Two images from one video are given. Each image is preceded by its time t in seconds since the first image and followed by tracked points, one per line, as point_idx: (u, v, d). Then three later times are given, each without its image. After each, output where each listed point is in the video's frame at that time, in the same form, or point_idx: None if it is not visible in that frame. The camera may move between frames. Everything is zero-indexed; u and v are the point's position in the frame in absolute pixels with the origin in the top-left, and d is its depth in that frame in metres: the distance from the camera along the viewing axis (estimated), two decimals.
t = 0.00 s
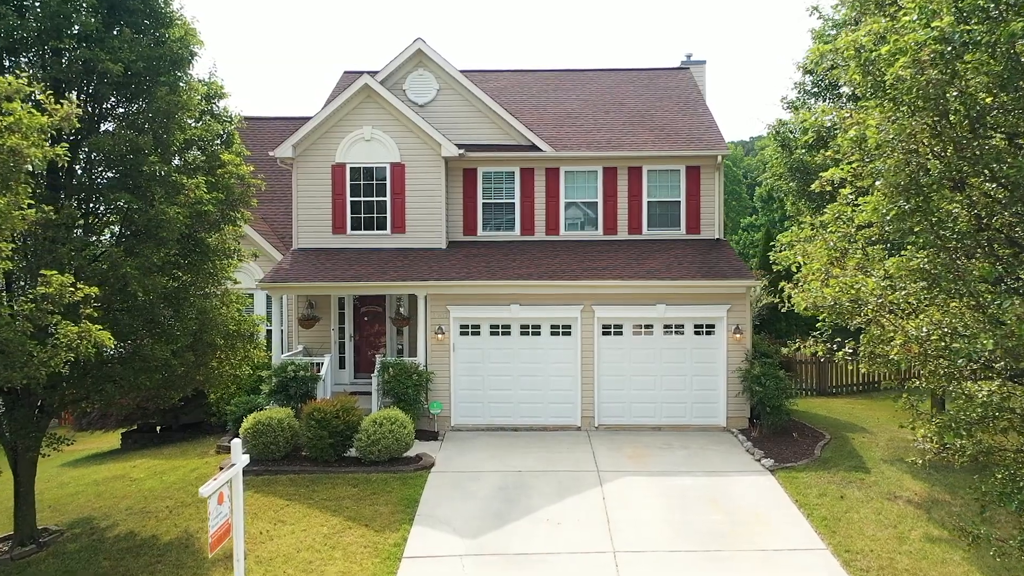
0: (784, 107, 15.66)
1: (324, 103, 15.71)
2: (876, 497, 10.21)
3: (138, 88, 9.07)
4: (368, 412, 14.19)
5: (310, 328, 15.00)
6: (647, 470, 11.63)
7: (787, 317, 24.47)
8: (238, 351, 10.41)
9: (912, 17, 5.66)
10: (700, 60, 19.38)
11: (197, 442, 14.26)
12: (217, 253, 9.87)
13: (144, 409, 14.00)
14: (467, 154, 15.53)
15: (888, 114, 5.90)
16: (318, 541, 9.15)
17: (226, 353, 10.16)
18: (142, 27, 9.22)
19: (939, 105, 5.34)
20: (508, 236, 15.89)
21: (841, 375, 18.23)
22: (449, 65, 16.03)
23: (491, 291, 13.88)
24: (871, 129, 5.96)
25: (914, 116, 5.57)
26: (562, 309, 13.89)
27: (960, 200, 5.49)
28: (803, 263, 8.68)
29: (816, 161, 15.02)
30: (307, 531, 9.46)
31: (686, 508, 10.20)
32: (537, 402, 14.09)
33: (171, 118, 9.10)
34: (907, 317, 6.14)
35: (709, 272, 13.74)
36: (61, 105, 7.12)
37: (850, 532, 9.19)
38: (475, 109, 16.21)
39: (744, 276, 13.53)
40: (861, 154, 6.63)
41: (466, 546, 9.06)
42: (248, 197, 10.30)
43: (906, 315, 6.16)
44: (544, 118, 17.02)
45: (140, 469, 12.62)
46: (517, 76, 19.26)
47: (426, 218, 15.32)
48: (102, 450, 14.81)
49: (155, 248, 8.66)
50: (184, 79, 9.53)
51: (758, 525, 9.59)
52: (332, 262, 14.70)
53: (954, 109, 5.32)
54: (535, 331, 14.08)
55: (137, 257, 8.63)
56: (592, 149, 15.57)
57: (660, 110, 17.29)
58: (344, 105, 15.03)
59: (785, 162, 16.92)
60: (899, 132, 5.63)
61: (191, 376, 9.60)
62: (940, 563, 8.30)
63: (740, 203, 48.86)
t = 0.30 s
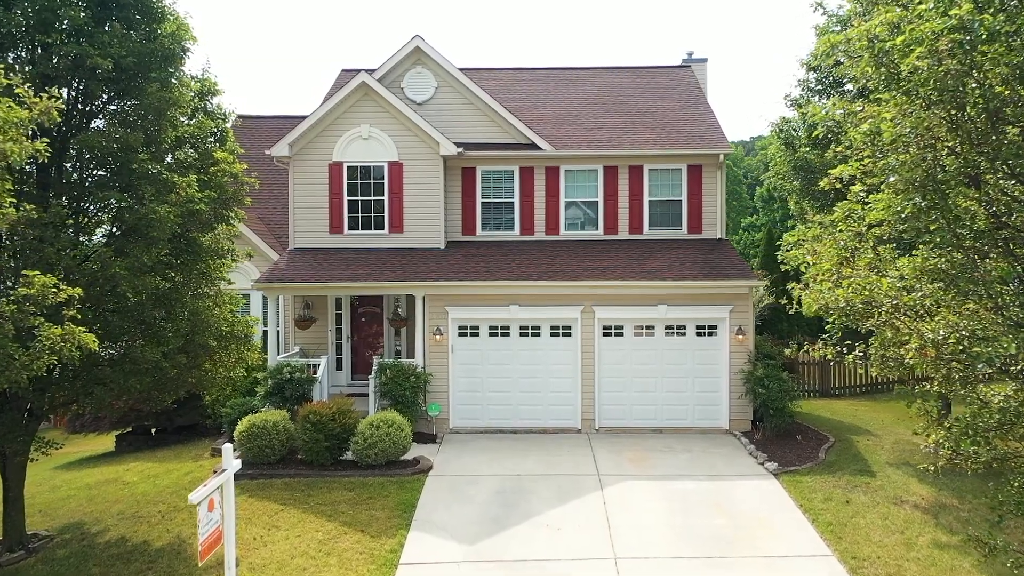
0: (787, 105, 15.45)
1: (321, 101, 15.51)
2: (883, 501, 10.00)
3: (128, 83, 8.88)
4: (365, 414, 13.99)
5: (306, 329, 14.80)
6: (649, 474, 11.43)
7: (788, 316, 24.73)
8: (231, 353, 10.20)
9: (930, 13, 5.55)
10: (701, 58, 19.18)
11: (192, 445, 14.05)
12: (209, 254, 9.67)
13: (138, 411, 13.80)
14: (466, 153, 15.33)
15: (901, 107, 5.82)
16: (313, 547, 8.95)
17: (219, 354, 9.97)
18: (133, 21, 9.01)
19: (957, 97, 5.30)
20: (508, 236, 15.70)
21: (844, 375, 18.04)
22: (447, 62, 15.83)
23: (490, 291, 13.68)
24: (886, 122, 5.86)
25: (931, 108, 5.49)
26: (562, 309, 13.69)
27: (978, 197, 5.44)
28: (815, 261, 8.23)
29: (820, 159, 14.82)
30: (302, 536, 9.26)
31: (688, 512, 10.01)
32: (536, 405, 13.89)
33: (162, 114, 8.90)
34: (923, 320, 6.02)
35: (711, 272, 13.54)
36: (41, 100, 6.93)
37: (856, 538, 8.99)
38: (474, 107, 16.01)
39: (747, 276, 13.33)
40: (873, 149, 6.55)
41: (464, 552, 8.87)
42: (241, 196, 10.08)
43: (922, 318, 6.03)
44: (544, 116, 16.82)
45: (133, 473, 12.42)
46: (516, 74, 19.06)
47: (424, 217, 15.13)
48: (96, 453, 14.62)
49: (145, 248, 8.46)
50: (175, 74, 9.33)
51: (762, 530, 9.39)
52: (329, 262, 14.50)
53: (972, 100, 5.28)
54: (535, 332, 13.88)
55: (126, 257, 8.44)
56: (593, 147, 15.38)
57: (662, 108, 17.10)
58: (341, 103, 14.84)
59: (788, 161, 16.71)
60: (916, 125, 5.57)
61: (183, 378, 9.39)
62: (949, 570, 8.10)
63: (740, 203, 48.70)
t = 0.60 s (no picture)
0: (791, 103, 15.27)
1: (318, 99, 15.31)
2: (888, 506, 9.81)
3: (118, 79, 8.70)
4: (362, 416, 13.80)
5: (302, 331, 14.62)
6: (650, 478, 11.23)
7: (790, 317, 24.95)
8: (224, 355, 10.00)
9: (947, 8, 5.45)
10: (703, 56, 18.97)
11: (187, 447, 13.85)
12: (203, 254, 9.48)
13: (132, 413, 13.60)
14: (465, 151, 15.14)
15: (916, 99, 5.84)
16: (307, 553, 8.75)
17: (213, 356, 9.78)
18: (124, 16, 8.82)
19: (977, 88, 5.35)
20: (507, 235, 15.51)
21: (846, 376, 17.86)
22: (446, 60, 15.63)
23: (489, 292, 13.49)
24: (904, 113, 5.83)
25: (948, 101, 5.58)
26: (562, 310, 13.49)
27: (997, 195, 5.53)
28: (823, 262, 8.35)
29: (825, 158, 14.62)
30: (296, 542, 9.05)
31: (690, 516, 9.83)
32: (536, 406, 13.69)
33: (153, 111, 8.72)
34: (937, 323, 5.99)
35: (714, 272, 13.35)
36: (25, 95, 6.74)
37: (862, 544, 8.79)
38: (473, 105, 15.82)
39: (750, 276, 13.13)
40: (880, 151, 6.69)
41: (463, 558, 8.67)
42: (235, 195, 9.88)
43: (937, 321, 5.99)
44: (543, 114, 16.63)
45: (127, 476, 12.22)
46: (516, 72, 18.86)
47: (423, 217, 14.93)
48: (90, 455, 14.41)
49: (135, 247, 8.28)
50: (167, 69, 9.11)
51: (767, 535, 9.19)
52: (326, 263, 14.30)
53: (992, 90, 5.33)
54: (535, 333, 13.68)
55: (116, 257, 8.27)
56: (593, 146, 15.19)
57: (663, 107, 16.91)
58: (338, 101, 14.64)
59: (792, 160, 16.52)
60: (934, 118, 5.57)
61: (174, 381, 9.19)
62: None
63: (740, 203, 48.55)
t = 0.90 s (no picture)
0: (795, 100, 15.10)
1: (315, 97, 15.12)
2: (895, 511, 9.60)
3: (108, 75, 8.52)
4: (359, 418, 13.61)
5: (299, 331, 14.43)
6: (652, 481, 11.04)
7: (791, 317, 24.91)
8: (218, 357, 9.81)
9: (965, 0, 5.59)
10: (704, 54, 18.80)
11: (181, 449, 13.65)
12: (196, 254, 9.28)
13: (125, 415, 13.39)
14: (463, 150, 14.93)
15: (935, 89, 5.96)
16: (301, 559, 8.54)
17: (205, 358, 9.57)
18: (114, 11, 8.63)
19: (997, 79, 5.49)
20: (506, 235, 15.31)
21: (849, 377, 17.69)
22: (444, 57, 15.43)
23: (487, 292, 13.30)
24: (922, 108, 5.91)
25: (965, 92, 5.74)
26: (562, 310, 13.30)
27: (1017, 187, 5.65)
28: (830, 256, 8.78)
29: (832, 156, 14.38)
30: (290, 548, 8.84)
31: (692, 520, 9.63)
32: (536, 408, 13.50)
33: (143, 107, 8.50)
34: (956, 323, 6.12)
35: (716, 272, 13.16)
36: (10, 89, 6.55)
37: (868, 550, 8.59)
38: (472, 103, 15.62)
39: (752, 276, 12.93)
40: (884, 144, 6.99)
41: (461, 565, 8.46)
42: (227, 193, 9.70)
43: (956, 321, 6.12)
44: (543, 112, 16.43)
45: (120, 479, 12.02)
46: (515, 70, 18.65)
47: (420, 216, 14.73)
48: (83, 458, 14.21)
49: (124, 247, 8.09)
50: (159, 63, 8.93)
51: (771, 541, 8.98)
52: (322, 262, 14.11)
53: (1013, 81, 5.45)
54: (534, 334, 13.49)
55: (105, 257, 8.07)
56: (594, 144, 14.99)
57: (664, 104, 16.72)
58: (335, 99, 14.45)
59: (795, 158, 16.33)
60: (952, 109, 5.69)
61: (166, 384, 9.01)
62: None
63: (741, 203, 48.46)
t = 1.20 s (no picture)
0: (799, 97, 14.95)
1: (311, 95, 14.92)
2: (901, 515, 9.42)
3: (99, 71, 8.35)
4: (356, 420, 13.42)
5: (295, 332, 14.24)
6: (653, 485, 10.85)
7: (792, 318, 24.79)
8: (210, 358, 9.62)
9: (985, 2, 6.18)
10: (705, 52, 18.61)
11: (176, 452, 13.46)
12: (188, 253, 9.10)
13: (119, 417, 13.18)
14: (462, 148, 14.74)
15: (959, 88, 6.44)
16: (295, 565, 8.34)
17: (197, 359, 9.36)
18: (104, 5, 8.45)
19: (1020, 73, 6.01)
20: (506, 234, 15.13)
21: (852, 378, 17.54)
22: (442, 54, 15.23)
23: (486, 292, 13.10)
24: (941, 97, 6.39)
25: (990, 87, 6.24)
26: (562, 311, 13.11)
27: None
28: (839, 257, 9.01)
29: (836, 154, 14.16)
30: (284, 553, 8.64)
31: (694, 524, 9.45)
32: (536, 410, 13.31)
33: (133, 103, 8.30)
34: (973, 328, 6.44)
35: (718, 272, 12.97)
36: None
37: (875, 555, 8.40)
38: (471, 101, 15.42)
39: (755, 276, 12.74)
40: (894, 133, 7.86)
41: (458, 571, 8.27)
42: (220, 190, 9.55)
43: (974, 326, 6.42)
44: (543, 110, 16.24)
45: (114, 482, 11.83)
46: (514, 68, 18.46)
47: (418, 215, 14.55)
48: (77, 460, 14.02)
49: (113, 246, 7.91)
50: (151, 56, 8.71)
51: (776, 546, 8.79)
52: (319, 262, 13.91)
53: None
54: (534, 335, 13.30)
55: (93, 256, 7.89)
56: (594, 143, 14.80)
57: (665, 102, 16.54)
58: (331, 96, 14.26)
59: (798, 157, 16.15)
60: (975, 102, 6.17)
61: (158, 386, 8.81)
62: None
63: (741, 203, 48.36)
